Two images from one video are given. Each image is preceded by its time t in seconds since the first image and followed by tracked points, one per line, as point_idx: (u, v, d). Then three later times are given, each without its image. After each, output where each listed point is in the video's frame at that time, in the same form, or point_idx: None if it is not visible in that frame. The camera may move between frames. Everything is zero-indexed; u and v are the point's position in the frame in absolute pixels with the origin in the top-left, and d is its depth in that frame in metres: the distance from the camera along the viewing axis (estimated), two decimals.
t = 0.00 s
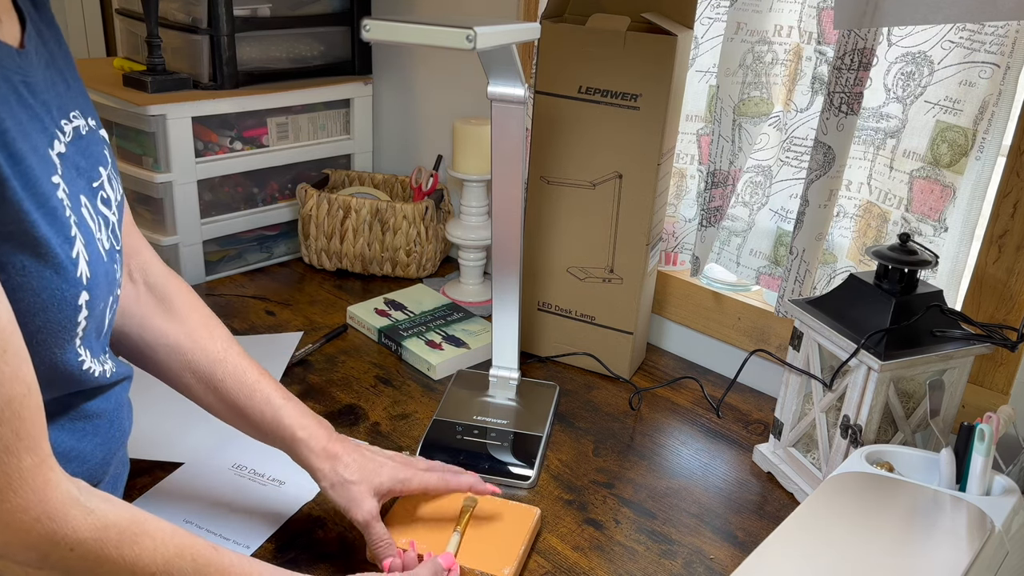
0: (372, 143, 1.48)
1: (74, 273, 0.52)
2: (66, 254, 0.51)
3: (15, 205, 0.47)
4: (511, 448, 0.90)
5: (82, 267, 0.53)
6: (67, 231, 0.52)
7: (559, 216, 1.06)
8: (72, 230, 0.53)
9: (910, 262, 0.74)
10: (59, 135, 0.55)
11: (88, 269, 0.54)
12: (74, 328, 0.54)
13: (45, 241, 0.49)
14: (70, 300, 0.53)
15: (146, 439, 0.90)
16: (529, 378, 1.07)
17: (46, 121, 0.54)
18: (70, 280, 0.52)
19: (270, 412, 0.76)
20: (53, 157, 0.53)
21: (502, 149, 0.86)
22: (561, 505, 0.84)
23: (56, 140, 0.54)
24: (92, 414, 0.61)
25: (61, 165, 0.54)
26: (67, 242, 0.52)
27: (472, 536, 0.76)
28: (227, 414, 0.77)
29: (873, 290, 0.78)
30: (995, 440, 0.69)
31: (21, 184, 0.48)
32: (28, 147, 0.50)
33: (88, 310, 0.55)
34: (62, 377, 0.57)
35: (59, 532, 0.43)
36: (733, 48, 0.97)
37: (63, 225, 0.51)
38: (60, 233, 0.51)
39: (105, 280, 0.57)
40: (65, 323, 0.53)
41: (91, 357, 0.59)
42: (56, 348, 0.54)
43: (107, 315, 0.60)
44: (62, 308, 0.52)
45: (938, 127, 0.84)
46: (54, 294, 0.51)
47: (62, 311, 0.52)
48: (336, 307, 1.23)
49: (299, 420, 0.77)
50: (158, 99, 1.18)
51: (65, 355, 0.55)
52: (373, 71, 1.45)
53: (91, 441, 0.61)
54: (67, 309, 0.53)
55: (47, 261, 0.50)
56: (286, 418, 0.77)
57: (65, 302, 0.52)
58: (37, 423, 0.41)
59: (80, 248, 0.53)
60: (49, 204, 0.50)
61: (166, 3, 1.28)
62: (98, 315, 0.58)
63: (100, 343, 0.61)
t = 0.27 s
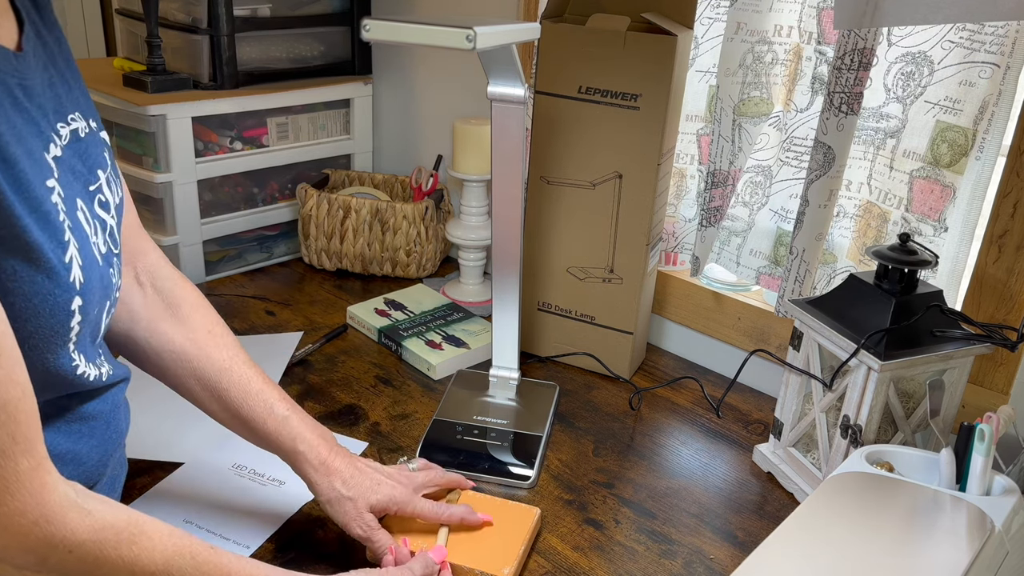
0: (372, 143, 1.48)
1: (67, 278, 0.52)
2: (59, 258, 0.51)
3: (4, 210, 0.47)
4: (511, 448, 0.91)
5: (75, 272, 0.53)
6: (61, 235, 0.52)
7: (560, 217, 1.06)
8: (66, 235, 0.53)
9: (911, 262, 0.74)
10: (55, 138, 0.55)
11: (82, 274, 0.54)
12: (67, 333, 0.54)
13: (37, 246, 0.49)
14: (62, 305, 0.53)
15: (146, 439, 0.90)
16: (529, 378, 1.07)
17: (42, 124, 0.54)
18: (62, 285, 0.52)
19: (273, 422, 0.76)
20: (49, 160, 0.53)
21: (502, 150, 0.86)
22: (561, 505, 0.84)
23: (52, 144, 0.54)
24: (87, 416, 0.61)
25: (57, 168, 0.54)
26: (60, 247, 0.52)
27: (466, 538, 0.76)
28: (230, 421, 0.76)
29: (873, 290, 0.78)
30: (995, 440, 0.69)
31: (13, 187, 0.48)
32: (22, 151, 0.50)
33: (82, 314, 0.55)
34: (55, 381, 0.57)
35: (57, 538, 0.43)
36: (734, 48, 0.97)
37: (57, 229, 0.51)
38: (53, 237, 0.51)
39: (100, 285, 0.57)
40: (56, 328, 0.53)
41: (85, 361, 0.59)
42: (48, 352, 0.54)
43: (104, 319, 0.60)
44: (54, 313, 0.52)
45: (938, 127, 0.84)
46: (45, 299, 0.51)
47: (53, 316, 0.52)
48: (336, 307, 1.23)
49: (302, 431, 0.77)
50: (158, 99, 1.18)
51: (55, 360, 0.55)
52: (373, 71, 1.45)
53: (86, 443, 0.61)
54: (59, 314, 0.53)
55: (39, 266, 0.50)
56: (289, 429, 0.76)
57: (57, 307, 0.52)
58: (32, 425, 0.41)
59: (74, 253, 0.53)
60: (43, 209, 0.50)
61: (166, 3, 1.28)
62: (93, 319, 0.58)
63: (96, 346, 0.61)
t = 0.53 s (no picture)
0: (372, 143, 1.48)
1: (65, 273, 0.52)
2: (57, 253, 0.51)
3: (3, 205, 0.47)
4: (511, 448, 0.90)
5: (73, 267, 0.53)
6: (57, 231, 0.52)
7: (561, 217, 1.05)
8: (62, 230, 0.53)
9: (910, 262, 0.74)
10: (49, 134, 0.55)
11: (80, 269, 0.54)
12: (66, 328, 0.54)
13: (34, 242, 0.49)
14: (62, 300, 0.53)
15: (146, 438, 0.90)
16: (529, 378, 1.07)
17: (38, 120, 0.54)
18: (60, 279, 0.52)
19: (251, 399, 0.76)
20: (44, 156, 0.54)
21: (501, 150, 0.86)
22: (561, 505, 0.84)
23: (46, 139, 0.55)
24: (85, 413, 0.61)
25: (52, 164, 0.54)
26: (57, 242, 0.52)
27: (458, 502, 0.76)
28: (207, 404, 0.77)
29: (873, 290, 0.78)
30: (995, 440, 0.69)
31: (10, 183, 0.48)
32: (17, 147, 0.50)
33: (80, 309, 0.55)
34: (55, 377, 0.57)
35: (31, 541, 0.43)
36: (733, 48, 0.97)
37: (51, 224, 0.51)
38: (49, 233, 0.51)
39: (97, 281, 0.57)
40: (56, 323, 0.53)
41: (84, 356, 0.59)
42: (48, 348, 0.54)
43: (100, 314, 0.60)
44: (54, 309, 0.52)
45: (938, 127, 0.84)
46: (46, 294, 0.51)
47: (53, 312, 0.52)
48: (335, 307, 1.23)
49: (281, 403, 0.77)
50: (158, 99, 1.18)
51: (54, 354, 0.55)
52: (373, 71, 1.45)
53: (85, 440, 0.61)
54: (59, 309, 0.53)
55: (38, 262, 0.50)
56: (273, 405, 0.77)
57: (56, 302, 0.52)
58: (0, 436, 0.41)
59: (70, 249, 0.53)
60: (38, 204, 0.50)
61: (166, 3, 1.28)
62: (91, 314, 0.58)
63: (94, 342, 0.61)
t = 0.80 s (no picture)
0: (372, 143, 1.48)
1: (73, 265, 0.55)
2: (65, 246, 0.54)
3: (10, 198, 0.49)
4: (511, 448, 0.90)
5: (82, 260, 0.56)
6: (64, 224, 0.54)
7: (561, 217, 1.06)
8: (68, 223, 0.55)
9: (910, 262, 0.74)
10: (52, 129, 0.57)
11: (86, 261, 0.56)
12: (76, 320, 0.56)
13: (45, 236, 0.52)
14: (71, 291, 0.55)
15: (145, 438, 0.90)
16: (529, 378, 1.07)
17: (39, 113, 0.56)
18: (70, 272, 0.54)
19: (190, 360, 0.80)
20: (49, 150, 0.55)
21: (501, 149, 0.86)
22: (560, 505, 0.84)
23: (50, 134, 0.56)
24: (85, 411, 0.61)
25: (57, 158, 0.56)
26: (65, 235, 0.54)
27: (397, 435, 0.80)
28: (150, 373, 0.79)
29: (873, 290, 0.78)
30: (995, 440, 0.69)
31: (17, 176, 0.51)
32: (21, 142, 0.52)
33: (89, 300, 0.57)
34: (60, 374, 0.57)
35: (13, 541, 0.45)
36: (733, 48, 0.97)
37: (59, 218, 0.54)
38: (58, 226, 0.53)
39: (100, 272, 0.59)
40: (67, 316, 0.55)
41: (86, 348, 0.61)
42: (59, 342, 0.56)
43: (100, 306, 0.62)
44: (66, 300, 0.54)
45: (938, 127, 0.84)
46: (57, 287, 0.53)
47: (64, 303, 0.54)
48: (335, 307, 1.23)
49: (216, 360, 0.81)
50: (158, 99, 1.18)
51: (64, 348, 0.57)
52: (373, 71, 1.45)
53: (88, 438, 0.61)
54: (70, 301, 0.55)
55: (49, 255, 0.52)
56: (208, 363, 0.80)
57: (67, 294, 0.54)
58: None
59: (77, 241, 0.55)
60: (45, 199, 0.53)
61: (166, 3, 1.28)
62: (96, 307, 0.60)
63: (93, 334, 0.62)
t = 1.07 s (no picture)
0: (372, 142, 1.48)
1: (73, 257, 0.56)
2: (66, 237, 0.55)
3: (11, 187, 0.51)
4: (511, 448, 0.90)
5: (81, 251, 0.57)
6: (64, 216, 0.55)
7: (561, 217, 1.06)
8: (68, 215, 0.56)
9: (910, 262, 0.74)
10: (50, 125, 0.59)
11: (85, 253, 0.58)
12: (76, 312, 0.57)
13: (46, 225, 0.53)
14: (72, 282, 0.56)
15: (145, 438, 0.90)
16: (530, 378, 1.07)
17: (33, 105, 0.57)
18: (70, 262, 0.56)
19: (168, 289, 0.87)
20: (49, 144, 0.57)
21: (501, 149, 0.86)
22: (560, 505, 0.84)
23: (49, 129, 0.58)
24: (80, 407, 0.61)
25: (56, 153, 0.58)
26: (66, 227, 0.55)
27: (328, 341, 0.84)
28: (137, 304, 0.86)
29: (872, 290, 0.78)
30: (995, 440, 0.69)
31: (21, 167, 0.52)
32: (24, 134, 0.53)
33: (88, 291, 0.58)
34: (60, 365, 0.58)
35: None
36: (734, 48, 0.97)
37: (60, 209, 0.55)
38: (58, 217, 0.55)
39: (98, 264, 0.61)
40: (68, 307, 0.56)
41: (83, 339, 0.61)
42: (60, 332, 0.56)
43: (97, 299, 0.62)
44: (66, 291, 0.56)
45: (938, 127, 0.84)
46: (58, 277, 0.55)
47: (66, 294, 0.56)
48: (335, 307, 1.23)
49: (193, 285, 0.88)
50: (158, 99, 1.18)
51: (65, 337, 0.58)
52: (373, 71, 1.45)
53: (84, 435, 0.61)
54: (70, 292, 0.56)
55: (50, 245, 0.54)
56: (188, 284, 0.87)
57: (68, 285, 0.56)
58: None
59: (77, 233, 0.57)
60: (46, 190, 0.54)
61: (166, 3, 1.28)
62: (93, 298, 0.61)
63: (91, 326, 0.63)
